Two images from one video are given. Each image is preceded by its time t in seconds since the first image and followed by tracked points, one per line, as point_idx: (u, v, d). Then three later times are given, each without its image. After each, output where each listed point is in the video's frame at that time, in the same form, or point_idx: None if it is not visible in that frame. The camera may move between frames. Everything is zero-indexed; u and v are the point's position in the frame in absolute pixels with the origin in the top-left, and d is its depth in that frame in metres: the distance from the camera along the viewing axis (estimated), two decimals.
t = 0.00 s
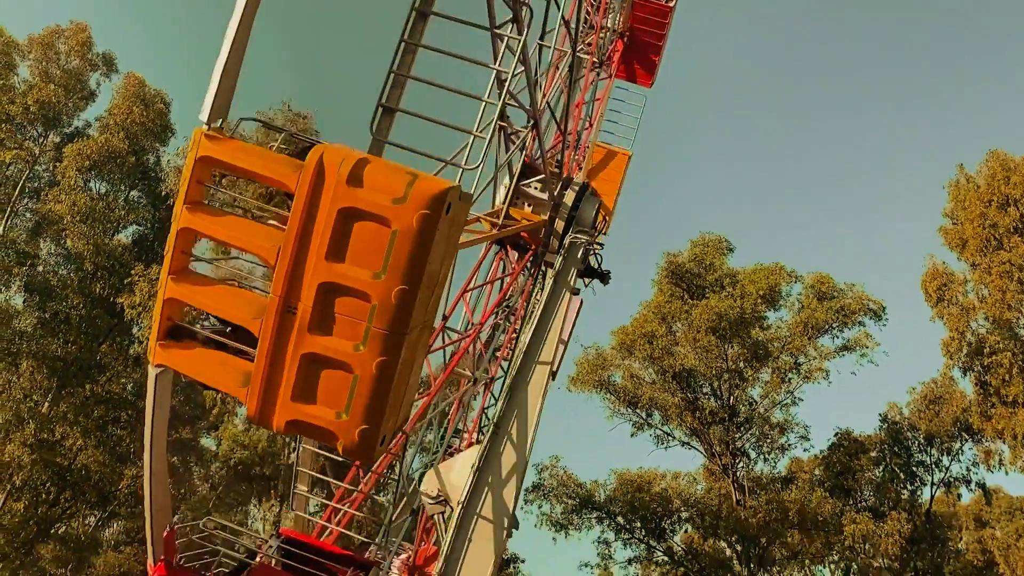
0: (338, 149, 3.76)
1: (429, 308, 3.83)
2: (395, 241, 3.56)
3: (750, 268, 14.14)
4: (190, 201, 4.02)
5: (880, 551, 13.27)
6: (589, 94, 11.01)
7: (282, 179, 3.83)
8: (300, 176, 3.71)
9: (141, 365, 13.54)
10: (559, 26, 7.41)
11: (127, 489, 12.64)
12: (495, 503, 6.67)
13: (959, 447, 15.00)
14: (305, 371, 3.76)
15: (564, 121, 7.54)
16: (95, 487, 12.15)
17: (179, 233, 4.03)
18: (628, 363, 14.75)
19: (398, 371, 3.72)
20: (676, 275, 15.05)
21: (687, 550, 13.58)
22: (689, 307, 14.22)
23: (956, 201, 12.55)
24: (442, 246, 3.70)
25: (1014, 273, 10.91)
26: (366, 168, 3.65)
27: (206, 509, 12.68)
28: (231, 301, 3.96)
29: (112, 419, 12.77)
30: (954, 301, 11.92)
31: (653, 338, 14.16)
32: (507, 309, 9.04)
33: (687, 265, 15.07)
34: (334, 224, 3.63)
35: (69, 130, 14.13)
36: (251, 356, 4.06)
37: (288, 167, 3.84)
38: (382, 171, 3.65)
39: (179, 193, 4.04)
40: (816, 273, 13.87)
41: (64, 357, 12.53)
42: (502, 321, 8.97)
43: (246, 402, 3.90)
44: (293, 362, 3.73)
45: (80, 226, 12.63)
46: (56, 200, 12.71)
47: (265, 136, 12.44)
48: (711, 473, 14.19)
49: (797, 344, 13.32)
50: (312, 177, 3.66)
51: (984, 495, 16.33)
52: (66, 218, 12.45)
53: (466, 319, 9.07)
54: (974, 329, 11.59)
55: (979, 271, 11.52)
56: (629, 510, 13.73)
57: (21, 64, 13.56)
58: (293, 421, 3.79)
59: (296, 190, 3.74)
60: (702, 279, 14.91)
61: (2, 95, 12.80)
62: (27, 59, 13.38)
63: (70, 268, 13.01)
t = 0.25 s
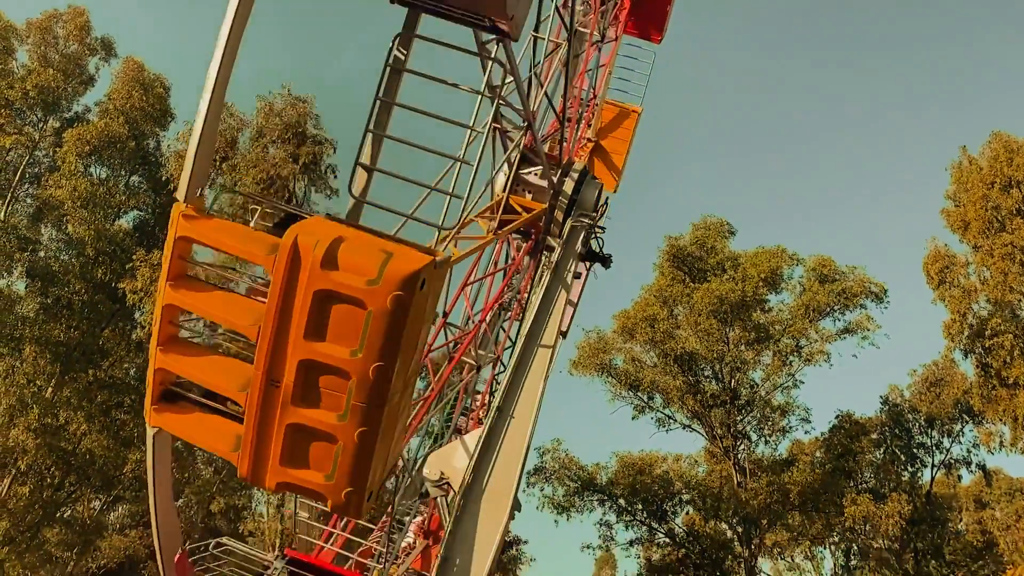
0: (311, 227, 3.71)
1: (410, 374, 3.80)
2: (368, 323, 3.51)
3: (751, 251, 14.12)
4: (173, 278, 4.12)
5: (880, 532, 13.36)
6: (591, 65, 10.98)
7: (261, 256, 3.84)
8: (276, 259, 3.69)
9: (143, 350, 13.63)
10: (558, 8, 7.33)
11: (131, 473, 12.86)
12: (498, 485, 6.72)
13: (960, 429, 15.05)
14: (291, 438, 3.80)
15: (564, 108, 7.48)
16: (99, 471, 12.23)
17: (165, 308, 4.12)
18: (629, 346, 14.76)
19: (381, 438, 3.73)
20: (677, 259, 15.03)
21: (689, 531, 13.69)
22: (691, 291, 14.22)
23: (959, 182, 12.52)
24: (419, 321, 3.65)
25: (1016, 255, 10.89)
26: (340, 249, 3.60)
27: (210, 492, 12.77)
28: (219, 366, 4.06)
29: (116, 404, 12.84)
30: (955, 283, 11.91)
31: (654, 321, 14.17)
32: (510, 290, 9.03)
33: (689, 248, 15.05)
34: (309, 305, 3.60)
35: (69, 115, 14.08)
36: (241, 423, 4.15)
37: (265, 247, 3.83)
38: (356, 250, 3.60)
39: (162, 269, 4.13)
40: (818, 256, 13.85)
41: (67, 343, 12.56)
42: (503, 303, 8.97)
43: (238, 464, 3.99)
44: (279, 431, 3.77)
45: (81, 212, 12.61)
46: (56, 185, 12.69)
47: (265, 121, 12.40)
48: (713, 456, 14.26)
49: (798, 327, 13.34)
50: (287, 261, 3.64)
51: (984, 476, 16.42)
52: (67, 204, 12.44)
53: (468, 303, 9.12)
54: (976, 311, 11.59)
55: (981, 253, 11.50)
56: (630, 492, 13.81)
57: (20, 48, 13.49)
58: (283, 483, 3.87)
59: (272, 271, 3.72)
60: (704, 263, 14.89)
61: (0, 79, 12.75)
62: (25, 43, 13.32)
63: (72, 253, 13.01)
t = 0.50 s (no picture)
0: (292, 292, 3.71)
1: (394, 430, 3.87)
2: (353, 386, 3.54)
3: (752, 237, 14.11)
4: (164, 337, 4.05)
5: (880, 516, 13.43)
6: (593, 40, 10.93)
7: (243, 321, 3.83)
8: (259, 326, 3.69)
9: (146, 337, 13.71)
10: None
11: (134, 459, 12.99)
12: (499, 472, 6.75)
13: (960, 413, 15.09)
14: (281, 495, 3.86)
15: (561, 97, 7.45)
16: (102, 457, 12.30)
17: (157, 368, 4.09)
18: (630, 332, 14.78)
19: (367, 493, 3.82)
20: (678, 244, 15.01)
21: (689, 516, 13.77)
22: (692, 276, 14.21)
23: (961, 166, 12.49)
24: (402, 377, 3.71)
25: (1018, 240, 10.87)
26: (322, 316, 3.61)
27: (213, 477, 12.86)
28: (210, 422, 4.02)
29: (118, 391, 12.88)
30: (956, 267, 11.91)
31: (655, 307, 14.16)
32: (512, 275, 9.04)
33: (690, 234, 15.02)
34: (294, 372, 3.62)
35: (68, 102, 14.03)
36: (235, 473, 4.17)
37: (247, 312, 3.81)
38: (338, 316, 3.60)
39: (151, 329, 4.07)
40: (819, 241, 13.83)
41: (69, 330, 12.56)
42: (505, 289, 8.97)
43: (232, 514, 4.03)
44: (270, 488, 3.83)
45: (81, 198, 12.59)
46: (56, 172, 12.66)
47: (264, 107, 12.36)
48: (713, 440, 14.32)
49: (799, 312, 13.36)
50: (270, 328, 3.64)
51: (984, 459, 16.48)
52: (67, 190, 12.42)
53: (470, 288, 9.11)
54: (977, 295, 11.58)
55: (982, 237, 11.47)
56: (631, 477, 13.87)
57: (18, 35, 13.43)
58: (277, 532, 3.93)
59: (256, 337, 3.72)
60: (705, 248, 14.87)
61: None
62: (23, 30, 13.25)
63: (72, 241, 13.00)
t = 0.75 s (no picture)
0: (276, 363, 4.06)
1: (379, 472, 4.35)
2: (339, 450, 3.97)
3: (753, 220, 14.08)
4: (160, 398, 4.47)
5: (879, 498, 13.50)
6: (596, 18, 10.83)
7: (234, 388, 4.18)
8: (249, 395, 4.07)
9: (147, 323, 13.72)
10: None
11: (137, 443, 13.07)
12: (499, 456, 6.76)
13: (959, 395, 15.14)
14: (283, 530, 4.41)
15: (558, 86, 7.40)
16: (105, 442, 12.36)
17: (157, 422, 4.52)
18: (630, 316, 14.78)
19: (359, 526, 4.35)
20: (679, 228, 14.98)
21: (689, 498, 13.86)
22: (692, 259, 14.20)
23: (963, 148, 12.44)
24: (384, 434, 4.13)
25: (1019, 222, 10.84)
26: (307, 385, 3.98)
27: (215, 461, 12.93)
28: (214, 469, 4.48)
29: (120, 375, 12.92)
30: (957, 250, 11.89)
31: (656, 291, 14.16)
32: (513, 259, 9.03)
33: (691, 217, 14.98)
34: (286, 435, 4.05)
35: (66, 86, 13.98)
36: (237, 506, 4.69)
37: (238, 379, 4.19)
38: (322, 384, 3.98)
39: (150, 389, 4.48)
40: (820, 224, 13.81)
41: (70, 315, 12.54)
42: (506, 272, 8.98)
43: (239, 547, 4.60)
44: (272, 527, 4.37)
45: (80, 183, 12.57)
46: (55, 157, 12.63)
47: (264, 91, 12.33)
48: (713, 423, 14.36)
49: (799, 295, 13.37)
50: (260, 397, 4.04)
51: (983, 441, 16.54)
52: (66, 176, 12.40)
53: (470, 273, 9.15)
54: (977, 278, 11.58)
55: (983, 220, 11.45)
56: (631, 460, 13.93)
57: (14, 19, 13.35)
58: (280, 562, 4.52)
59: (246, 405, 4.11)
60: (706, 231, 14.85)
61: None
62: (20, 14, 13.19)
63: (72, 226, 12.97)
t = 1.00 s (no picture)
0: (268, 413, 4.11)
1: (375, 510, 4.39)
2: (332, 495, 4.01)
3: (754, 205, 14.07)
4: (163, 441, 4.68)
5: (878, 482, 13.57)
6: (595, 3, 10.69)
7: (234, 439, 4.44)
8: (243, 446, 4.12)
9: (148, 310, 13.73)
10: None
11: (139, 430, 13.12)
12: (501, 443, 6.79)
13: (959, 380, 15.18)
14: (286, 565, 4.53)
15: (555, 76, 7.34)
16: (107, 428, 12.41)
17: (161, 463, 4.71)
18: (631, 302, 14.79)
19: (356, 563, 4.44)
20: (680, 213, 14.95)
21: (689, 483, 13.94)
22: (693, 245, 14.19)
23: (964, 133, 12.40)
24: (376, 474, 4.16)
25: (1020, 206, 10.84)
26: (297, 433, 4.02)
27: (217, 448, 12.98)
28: (219, 513, 4.61)
29: (122, 362, 12.95)
30: (958, 235, 11.88)
31: (656, 276, 14.17)
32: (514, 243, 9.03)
33: (691, 202, 14.96)
34: (280, 484, 4.10)
35: (64, 73, 13.93)
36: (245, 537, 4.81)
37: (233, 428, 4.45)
38: (311, 432, 4.02)
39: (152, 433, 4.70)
40: (820, 209, 13.79)
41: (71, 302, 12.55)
42: (507, 256, 8.97)
43: None
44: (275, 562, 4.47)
45: (79, 170, 12.54)
46: (54, 144, 12.60)
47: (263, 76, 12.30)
48: (713, 408, 14.40)
49: (800, 280, 13.38)
50: (253, 448, 4.08)
51: (983, 426, 16.59)
52: (65, 162, 12.38)
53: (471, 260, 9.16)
54: (978, 263, 11.58)
55: (984, 204, 11.43)
56: (631, 445, 13.99)
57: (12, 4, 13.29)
58: None
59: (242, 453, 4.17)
60: (706, 217, 14.82)
61: None
62: None
63: (72, 213, 12.96)
